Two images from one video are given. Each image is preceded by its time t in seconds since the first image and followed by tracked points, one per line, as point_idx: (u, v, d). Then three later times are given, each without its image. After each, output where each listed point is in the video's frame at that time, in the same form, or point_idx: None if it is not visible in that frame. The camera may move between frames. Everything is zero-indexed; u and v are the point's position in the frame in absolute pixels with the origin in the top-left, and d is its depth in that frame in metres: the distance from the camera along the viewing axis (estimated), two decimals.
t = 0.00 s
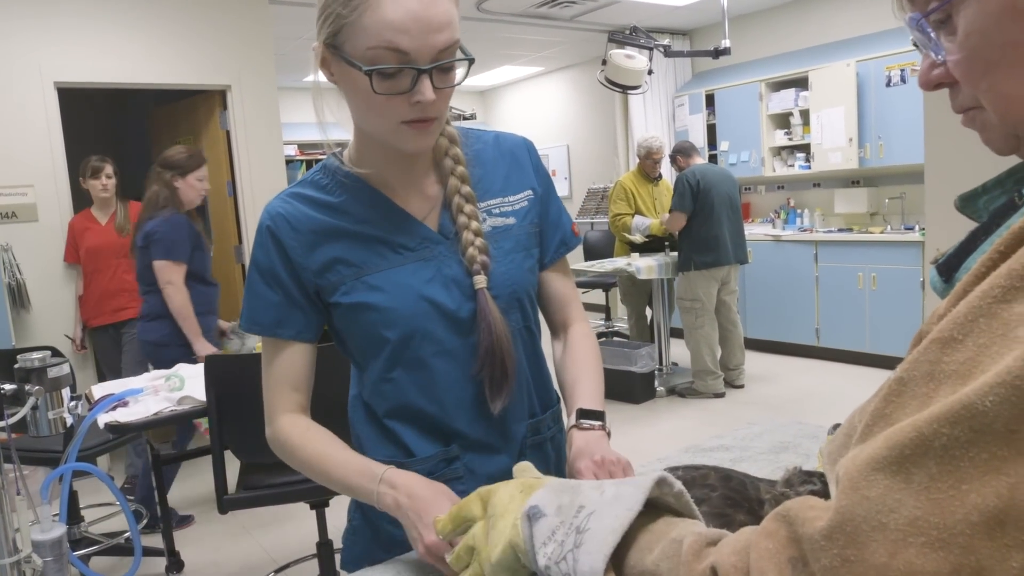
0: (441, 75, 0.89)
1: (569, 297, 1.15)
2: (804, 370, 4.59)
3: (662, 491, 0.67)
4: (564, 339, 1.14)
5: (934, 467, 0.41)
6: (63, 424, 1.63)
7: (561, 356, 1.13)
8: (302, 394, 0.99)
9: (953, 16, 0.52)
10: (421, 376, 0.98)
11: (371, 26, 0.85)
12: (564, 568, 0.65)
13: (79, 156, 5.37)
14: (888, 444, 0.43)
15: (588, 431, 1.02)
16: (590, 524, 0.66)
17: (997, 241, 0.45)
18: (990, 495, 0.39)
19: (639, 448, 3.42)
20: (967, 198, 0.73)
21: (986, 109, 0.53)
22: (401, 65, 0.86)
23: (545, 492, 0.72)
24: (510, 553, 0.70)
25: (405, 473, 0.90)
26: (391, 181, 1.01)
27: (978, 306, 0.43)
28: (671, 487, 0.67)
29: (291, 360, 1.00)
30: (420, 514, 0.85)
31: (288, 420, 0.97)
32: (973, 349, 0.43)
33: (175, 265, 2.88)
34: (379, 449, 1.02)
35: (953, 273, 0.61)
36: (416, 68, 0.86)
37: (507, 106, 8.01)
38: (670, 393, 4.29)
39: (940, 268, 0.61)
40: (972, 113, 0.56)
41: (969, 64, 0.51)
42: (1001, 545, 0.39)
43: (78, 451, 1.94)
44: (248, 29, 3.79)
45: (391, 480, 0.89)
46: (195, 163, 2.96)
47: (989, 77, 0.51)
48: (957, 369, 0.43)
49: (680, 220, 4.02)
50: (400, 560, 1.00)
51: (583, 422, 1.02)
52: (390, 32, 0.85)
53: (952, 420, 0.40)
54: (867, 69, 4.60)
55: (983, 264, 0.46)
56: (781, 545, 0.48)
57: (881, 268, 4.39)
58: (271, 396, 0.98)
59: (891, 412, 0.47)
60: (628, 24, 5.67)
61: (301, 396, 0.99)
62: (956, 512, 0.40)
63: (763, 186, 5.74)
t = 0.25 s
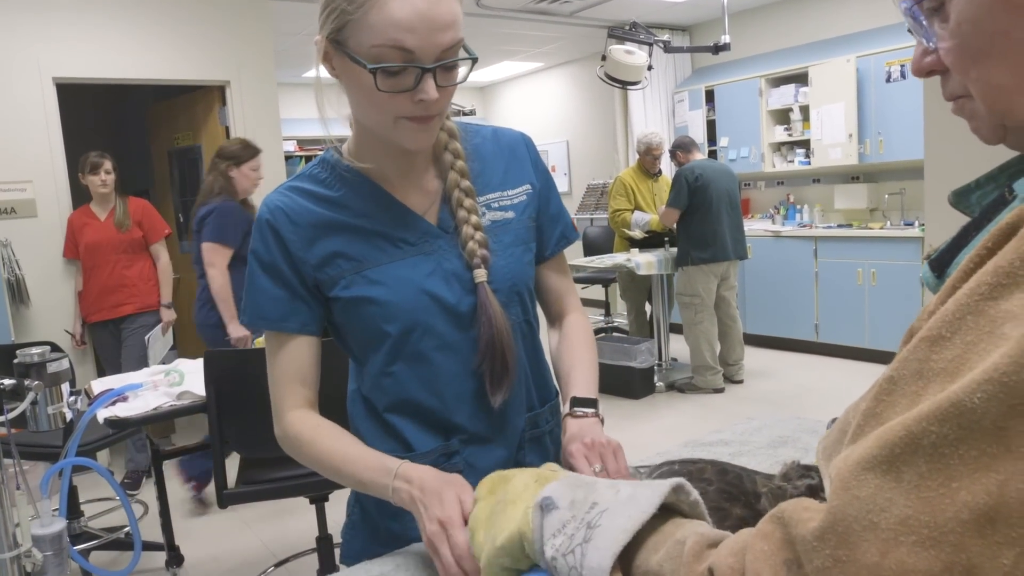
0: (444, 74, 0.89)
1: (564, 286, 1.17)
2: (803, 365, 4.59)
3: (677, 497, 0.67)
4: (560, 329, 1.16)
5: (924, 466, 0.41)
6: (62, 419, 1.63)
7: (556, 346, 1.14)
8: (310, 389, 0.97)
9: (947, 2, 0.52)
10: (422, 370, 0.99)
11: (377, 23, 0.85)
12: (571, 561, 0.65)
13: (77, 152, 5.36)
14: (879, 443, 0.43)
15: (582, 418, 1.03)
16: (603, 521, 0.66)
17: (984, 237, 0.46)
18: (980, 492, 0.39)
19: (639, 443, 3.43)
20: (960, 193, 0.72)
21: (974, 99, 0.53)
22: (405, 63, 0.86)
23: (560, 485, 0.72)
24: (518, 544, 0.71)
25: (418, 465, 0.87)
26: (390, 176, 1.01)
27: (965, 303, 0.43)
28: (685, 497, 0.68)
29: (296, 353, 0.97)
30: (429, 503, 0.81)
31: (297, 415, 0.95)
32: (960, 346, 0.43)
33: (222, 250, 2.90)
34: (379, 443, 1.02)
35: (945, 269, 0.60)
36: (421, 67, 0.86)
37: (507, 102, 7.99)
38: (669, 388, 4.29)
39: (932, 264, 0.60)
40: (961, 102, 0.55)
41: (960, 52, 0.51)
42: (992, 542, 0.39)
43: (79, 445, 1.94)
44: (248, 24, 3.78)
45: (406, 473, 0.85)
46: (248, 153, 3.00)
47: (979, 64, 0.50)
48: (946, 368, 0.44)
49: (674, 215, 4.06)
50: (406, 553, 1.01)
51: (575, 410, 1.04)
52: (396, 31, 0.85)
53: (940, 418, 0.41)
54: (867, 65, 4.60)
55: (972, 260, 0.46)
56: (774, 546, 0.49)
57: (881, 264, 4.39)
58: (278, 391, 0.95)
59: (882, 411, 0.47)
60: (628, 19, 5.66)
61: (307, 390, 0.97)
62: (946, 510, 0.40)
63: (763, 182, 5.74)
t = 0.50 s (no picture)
0: (452, 74, 0.90)
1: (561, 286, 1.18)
2: (802, 365, 4.59)
3: (706, 522, 0.66)
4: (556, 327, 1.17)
5: (913, 473, 0.41)
6: (60, 422, 1.63)
7: (552, 343, 1.16)
8: (322, 390, 0.95)
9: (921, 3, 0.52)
10: (421, 370, 0.98)
11: (388, 25, 0.85)
12: (586, 557, 0.66)
13: (74, 154, 5.35)
14: (868, 453, 0.43)
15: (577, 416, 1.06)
16: (627, 524, 0.67)
17: (961, 245, 0.45)
18: (970, 499, 0.39)
19: (638, 443, 3.43)
20: (945, 196, 0.73)
21: (950, 98, 0.53)
22: (416, 64, 0.87)
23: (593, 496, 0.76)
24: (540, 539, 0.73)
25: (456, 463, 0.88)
26: (391, 176, 1.01)
27: (949, 311, 0.43)
28: (716, 527, 0.67)
29: (304, 352, 0.95)
30: (471, 505, 0.83)
31: (310, 418, 0.93)
32: (947, 355, 0.43)
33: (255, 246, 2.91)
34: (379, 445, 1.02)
35: (929, 272, 0.60)
36: (432, 67, 0.87)
37: (504, 103, 7.99)
38: (667, 388, 4.29)
39: (916, 268, 0.61)
40: (940, 101, 0.55)
41: (935, 52, 0.51)
42: (985, 549, 0.39)
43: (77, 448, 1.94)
44: (244, 25, 3.77)
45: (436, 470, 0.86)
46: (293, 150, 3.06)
47: (952, 66, 0.50)
48: (933, 377, 0.44)
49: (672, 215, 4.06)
50: (417, 553, 1.01)
51: (569, 408, 1.07)
52: (409, 31, 0.85)
53: (929, 425, 0.41)
54: (864, 64, 4.60)
55: (953, 266, 0.46)
56: (773, 561, 0.48)
57: (879, 263, 4.40)
58: (291, 394, 0.93)
59: (873, 425, 0.47)
60: (625, 19, 5.66)
61: (320, 391, 0.95)
62: (937, 519, 0.40)
63: (760, 182, 5.74)
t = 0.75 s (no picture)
0: (467, 71, 0.92)
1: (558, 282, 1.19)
2: (800, 364, 4.59)
3: (694, 523, 0.65)
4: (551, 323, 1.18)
5: (893, 471, 0.41)
6: (58, 420, 1.63)
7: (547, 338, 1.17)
8: (323, 382, 0.95)
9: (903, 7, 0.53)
10: (421, 366, 0.98)
11: (411, 22, 0.86)
12: (576, 560, 0.67)
13: (73, 153, 5.35)
14: (848, 452, 0.43)
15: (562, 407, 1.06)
16: (613, 528, 0.67)
17: (943, 245, 0.45)
18: (949, 497, 0.39)
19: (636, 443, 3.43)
20: (931, 198, 0.73)
21: (932, 101, 0.54)
22: (439, 59, 0.88)
23: (593, 493, 0.75)
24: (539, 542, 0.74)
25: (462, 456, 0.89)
26: (395, 172, 1.01)
27: (928, 311, 0.43)
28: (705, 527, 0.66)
29: (306, 344, 0.95)
30: (481, 495, 0.83)
31: (314, 410, 0.93)
32: (926, 354, 0.43)
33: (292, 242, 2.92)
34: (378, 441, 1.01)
35: (914, 274, 0.60)
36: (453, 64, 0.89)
37: (503, 102, 7.99)
38: (666, 387, 4.29)
39: (903, 269, 0.61)
40: (922, 104, 0.56)
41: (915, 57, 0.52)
42: (964, 546, 0.39)
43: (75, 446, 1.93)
44: (243, 23, 3.77)
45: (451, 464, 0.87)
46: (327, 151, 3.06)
47: (934, 70, 0.51)
48: (913, 376, 0.44)
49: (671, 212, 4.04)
50: (416, 550, 1.01)
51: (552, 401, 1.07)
52: (433, 28, 0.87)
53: (907, 424, 0.41)
54: (863, 64, 4.60)
55: (935, 266, 0.46)
56: (757, 560, 0.48)
57: (877, 262, 4.40)
58: (291, 386, 0.93)
59: (856, 423, 0.47)
60: (624, 18, 5.65)
61: (322, 383, 0.95)
62: (918, 516, 0.40)
63: (759, 182, 5.74)
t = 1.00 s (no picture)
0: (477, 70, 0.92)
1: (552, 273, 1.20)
2: (798, 362, 4.60)
3: (687, 525, 0.66)
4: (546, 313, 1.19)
5: (878, 475, 0.42)
6: (55, 418, 1.63)
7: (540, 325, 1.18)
8: (316, 378, 0.95)
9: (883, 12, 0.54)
10: (420, 363, 0.98)
11: (424, 19, 0.86)
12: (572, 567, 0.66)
13: (71, 150, 5.34)
14: (835, 456, 0.44)
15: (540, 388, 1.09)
16: (608, 534, 0.66)
17: (927, 247, 0.45)
18: (933, 500, 0.40)
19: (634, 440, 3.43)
20: (918, 197, 0.73)
21: (914, 103, 0.55)
22: (450, 57, 0.89)
23: (586, 501, 0.75)
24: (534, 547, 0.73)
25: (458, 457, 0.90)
26: (397, 168, 1.01)
27: (912, 314, 0.43)
28: (697, 528, 0.66)
29: (301, 340, 0.95)
30: (474, 499, 0.85)
31: (307, 406, 0.93)
32: (911, 357, 0.43)
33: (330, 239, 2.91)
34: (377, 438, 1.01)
35: (901, 273, 0.61)
36: (464, 63, 0.89)
37: (501, 99, 7.99)
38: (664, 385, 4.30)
39: (890, 270, 0.61)
40: (905, 106, 0.58)
41: (896, 61, 0.53)
42: (947, 548, 0.39)
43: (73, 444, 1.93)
44: (241, 20, 3.76)
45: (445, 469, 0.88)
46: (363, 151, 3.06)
47: (915, 73, 0.53)
48: (897, 379, 0.44)
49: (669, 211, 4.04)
50: (415, 548, 1.01)
51: (530, 380, 1.10)
52: (446, 26, 0.87)
53: (890, 427, 0.41)
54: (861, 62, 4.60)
55: (918, 267, 0.46)
56: (748, 564, 0.48)
57: (875, 260, 4.40)
58: (284, 382, 0.93)
59: (843, 425, 0.47)
60: (622, 16, 5.65)
61: (316, 379, 0.95)
62: (902, 520, 0.40)
63: (757, 179, 5.74)
